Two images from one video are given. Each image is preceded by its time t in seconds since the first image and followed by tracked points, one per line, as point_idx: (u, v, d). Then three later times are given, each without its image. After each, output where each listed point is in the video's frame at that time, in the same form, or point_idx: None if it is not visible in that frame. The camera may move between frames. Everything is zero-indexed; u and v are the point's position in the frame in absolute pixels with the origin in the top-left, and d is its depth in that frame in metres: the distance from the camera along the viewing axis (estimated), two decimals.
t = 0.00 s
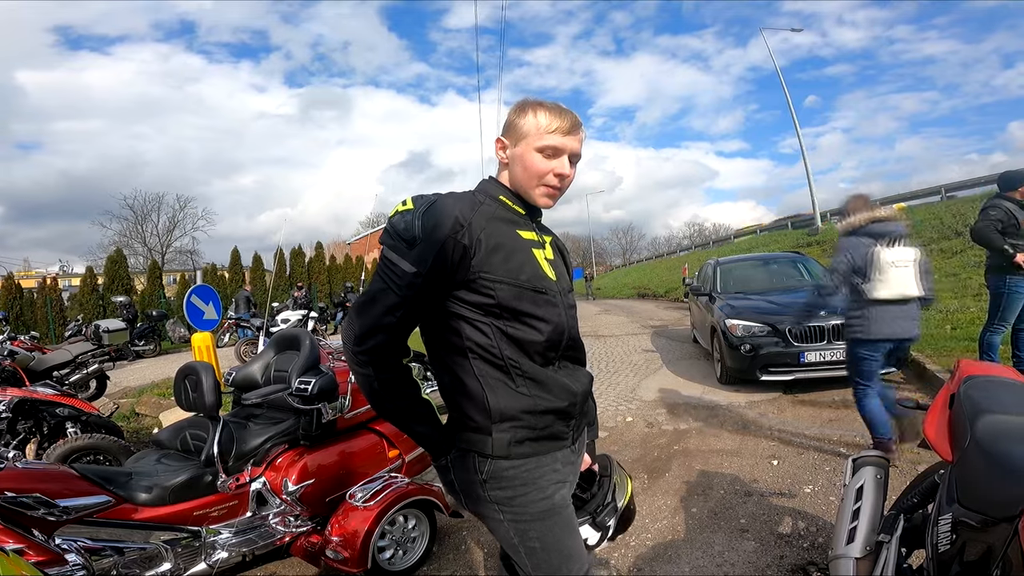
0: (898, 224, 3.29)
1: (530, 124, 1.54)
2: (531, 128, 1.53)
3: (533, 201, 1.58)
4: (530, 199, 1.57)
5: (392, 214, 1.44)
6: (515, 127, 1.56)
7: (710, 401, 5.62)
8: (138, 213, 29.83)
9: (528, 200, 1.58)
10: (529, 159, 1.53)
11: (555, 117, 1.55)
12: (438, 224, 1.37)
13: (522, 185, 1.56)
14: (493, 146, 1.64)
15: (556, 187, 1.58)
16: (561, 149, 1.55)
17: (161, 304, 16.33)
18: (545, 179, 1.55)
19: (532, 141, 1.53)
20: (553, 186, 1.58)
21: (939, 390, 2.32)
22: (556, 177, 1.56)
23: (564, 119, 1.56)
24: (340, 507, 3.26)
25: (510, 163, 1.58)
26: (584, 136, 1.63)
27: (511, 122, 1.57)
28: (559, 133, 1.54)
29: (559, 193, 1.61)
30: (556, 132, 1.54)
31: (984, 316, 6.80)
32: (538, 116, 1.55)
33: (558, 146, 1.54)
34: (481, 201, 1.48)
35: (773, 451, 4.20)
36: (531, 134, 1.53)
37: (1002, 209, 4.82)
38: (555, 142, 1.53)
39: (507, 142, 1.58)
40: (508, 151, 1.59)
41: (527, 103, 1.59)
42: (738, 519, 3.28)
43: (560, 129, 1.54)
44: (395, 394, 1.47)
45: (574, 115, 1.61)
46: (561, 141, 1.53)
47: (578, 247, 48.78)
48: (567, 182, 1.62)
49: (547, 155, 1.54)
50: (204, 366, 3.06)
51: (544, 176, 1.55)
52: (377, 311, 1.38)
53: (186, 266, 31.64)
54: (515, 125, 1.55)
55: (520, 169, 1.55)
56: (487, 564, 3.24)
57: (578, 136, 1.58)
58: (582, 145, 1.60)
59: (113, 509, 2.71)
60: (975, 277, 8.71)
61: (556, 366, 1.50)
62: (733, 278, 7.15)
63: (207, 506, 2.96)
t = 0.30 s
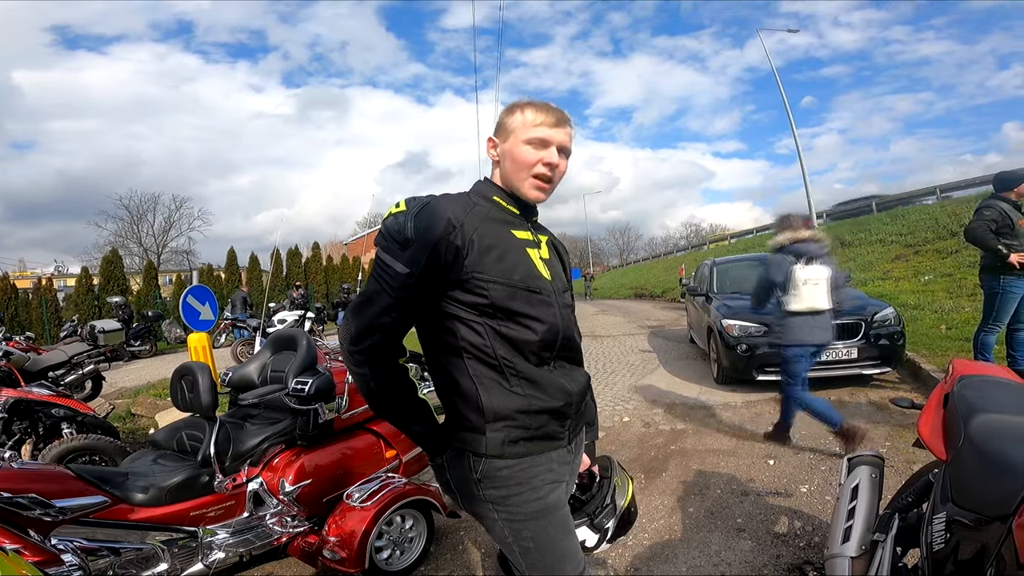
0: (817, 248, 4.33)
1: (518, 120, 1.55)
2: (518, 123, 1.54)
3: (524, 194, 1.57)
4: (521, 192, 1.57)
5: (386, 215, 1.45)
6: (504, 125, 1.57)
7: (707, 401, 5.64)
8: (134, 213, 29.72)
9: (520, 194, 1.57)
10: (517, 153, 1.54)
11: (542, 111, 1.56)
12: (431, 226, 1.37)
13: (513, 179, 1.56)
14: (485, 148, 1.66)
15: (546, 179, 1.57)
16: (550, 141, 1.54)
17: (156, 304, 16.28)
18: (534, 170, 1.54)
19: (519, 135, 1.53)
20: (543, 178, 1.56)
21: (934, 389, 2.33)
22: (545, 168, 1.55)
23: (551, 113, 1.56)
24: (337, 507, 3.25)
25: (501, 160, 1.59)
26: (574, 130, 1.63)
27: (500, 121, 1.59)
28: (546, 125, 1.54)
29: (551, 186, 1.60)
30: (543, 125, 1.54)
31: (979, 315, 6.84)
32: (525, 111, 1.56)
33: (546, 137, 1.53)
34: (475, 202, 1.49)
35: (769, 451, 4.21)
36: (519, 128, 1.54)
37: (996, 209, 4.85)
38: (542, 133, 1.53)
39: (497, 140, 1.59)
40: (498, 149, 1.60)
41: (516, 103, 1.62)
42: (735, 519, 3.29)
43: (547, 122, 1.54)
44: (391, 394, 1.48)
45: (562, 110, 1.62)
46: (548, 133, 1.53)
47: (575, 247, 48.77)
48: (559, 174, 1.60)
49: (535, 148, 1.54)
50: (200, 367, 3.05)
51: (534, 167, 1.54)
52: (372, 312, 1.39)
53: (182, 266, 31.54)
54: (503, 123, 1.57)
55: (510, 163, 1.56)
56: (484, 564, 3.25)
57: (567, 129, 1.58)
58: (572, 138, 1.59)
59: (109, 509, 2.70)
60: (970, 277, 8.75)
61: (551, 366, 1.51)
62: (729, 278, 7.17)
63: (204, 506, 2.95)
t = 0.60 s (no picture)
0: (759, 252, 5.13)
1: (503, 116, 1.56)
2: (503, 120, 1.56)
3: (517, 186, 1.55)
4: (515, 185, 1.55)
5: (384, 216, 1.44)
6: (492, 124, 1.59)
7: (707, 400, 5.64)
8: (134, 214, 29.72)
9: (514, 187, 1.56)
10: (505, 147, 1.54)
11: (526, 105, 1.57)
12: (428, 225, 1.37)
13: (504, 173, 1.55)
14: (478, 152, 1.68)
15: (538, 168, 1.55)
16: (536, 131, 1.54)
17: (157, 305, 16.28)
18: (523, 161, 1.54)
19: (505, 130, 1.55)
20: (534, 167, 1.55)
21: (934, 387, 2.33)
22: (535, 157, 1.54)
23: (535, 106, 1.57)
24: (338, 506, 3.25)
25: (492, 158, 1.60)
26: (561, 120, 1.63)
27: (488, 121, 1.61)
28: (530, 117, 1.55)
29: (543, 175, 1.58)
30: (527, 117, 1.55)
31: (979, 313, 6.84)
32: (509, 108, 1.58)
33: (532, 128, 1.54)
34: (473, 201, 1.48)
35: (770, 450, 4.21)
36: (504, 124, 1.55)
37: (995, 207, 4.85)
38: (527, 124, 1.53)
39: (487, 140, 1.61)
40: (489, 148, 1.61)
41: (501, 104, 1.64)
42: (736, 517, 3.29)
43: (531, 114, 1.55)
44: (394, 393, 1.47)
45: (548, 103, 1.62)
46: (533, 123, 1.54)
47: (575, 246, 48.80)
48: (550, 164, 1.59)
49: (522, 139, 1.54)
50: (201, 367, 3.05)
51: (522, 158, 1.54)
52: (372, 312, 1.39)
53: (182, 266, 31.55)
54: (490, 122, 1.59)
55: (500, 159, 1.56)
56: (486, 563, 3.25)
57: (554, 119, 1.58)
58: (559, 127, 1.59)
59: (110, 509, 2.70)
60: (970, 275, 8.76)
61: (553, 363, 1.50)
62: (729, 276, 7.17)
63: (205, 506, 2.95)
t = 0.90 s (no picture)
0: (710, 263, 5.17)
1: (501, 118, 1.55)
2: (502, 122, 1.54)
3: (519, 189, 1.55)
4: (516, 187, 1.55)
5: (388, 215, 1.44)
6: (491, 126, 1.58)
7: (709, 399, 5.63)
8: (135, 214, 29.75)
9: (515, 189, 1.56)
10: (505, 150, 1.54)
11: (524, 106, 1.56)
12: (433, 223, 1.37)
13: (505, 175, 1.55)
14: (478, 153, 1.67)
15: (539, 171, 1.56)
16: (535, 133, 1.54)
17: (159, 305, 16.30)
18: (524, 164, 1.54)
19: (505, 132, 1.54)
20: (535, 169, 1.55)
21: (937, 385, 2.32)
22: (535, 160, 1.54)
23: (533, 106, 1.57)
24: (340, 506, 3.25)
25: (492, 160, 1.59)
26: (560, 120, 1.62)
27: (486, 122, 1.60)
28: (529, 119, 1.54)
29: (544, 177, 1.58)
30: (526, 119, 1.54)
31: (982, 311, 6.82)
32: (507, 109, 1.56)
33: (531, 130, 1.53)
34: (477, 199, 1.48)
35: (772, 448, 4.20)
36: (503, 126, 1.54)
37: (997, 204, 4.84)
38: (527, 127, 1.53)
39: (487, 141, 1.60)
40: (489, 150, 1.60)
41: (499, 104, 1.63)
42: (738, 516, 3.29)
43: (531, 115, 1.54)
44: (401, 394, 1.47)
45: (546, 103, 1.61)
46: (532, 125, 1.53)
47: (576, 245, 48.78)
48: (550, 166, 1.59)
49: (522, 142, 1.54)
50: (202, 367, 3.05)
51: (523, 160, 1.53)
52: (378, 312, 1.39)
53: (184, 267, 31.57)
54: (489, 124, 1.58)
55: (500, 161, 1.56)
56: (488, 563, 3.25)
57: (553, 119, 1.57)
58: (558, 128, 1.58)
59: (113, 509, 2.71)
60: (972, 273, 8.74)
61: (559, 361, 1.50)
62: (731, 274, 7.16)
63: (207, 506, 2.95)
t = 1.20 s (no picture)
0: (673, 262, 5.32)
1: (503, 120, 1.54)
2: (506, 124, 1.53)
3: (528, 189, 1.55)
4: (526, 187, 1.55)
5: (394, 210, 1.43)
6: (492, 127, 1.56)
7: (711, 397, 5.62)
8: (136, 215, 29.80)
9: (524, 190, 1.56)
10: (512, 152, 1.53)
11: (525, 106, 1.54)
12: (440, 218, 1.36)
13: (513, 176, 1.55)
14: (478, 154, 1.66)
15: (547, 170, 1.56)
16: (540, 134, 1.54)
17: (160, 305, 16.31)
18: (533, 165, 1.53)
19: (510, 134, 1.53)
20: (543, 170, 1.55)
21: (940, 383, 2.32)
22: (543, 160, 1.54)
23: (534, 105, 1.55)
24: (341, 506, 3.25)
25: (497, 162, 1.58)
26: (559, 116, 1.62)
27: (487, 124, 1.58)
28: (533, 119, 1.53)
29: (552, 176, 1.59)
30: (529, 119, 1.53)
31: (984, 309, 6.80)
32: (508, 110, 1.54)
33: (536, 131, 1.53)
34: (483, 195, 1.47)
35: (774, 447, 4.19)
36: (507, 129, 1.53)
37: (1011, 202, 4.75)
38: (532, 128, 1.52)
39: (490, 143, 1.59)
40: (493, 152, 1.59)
41: (497, 103, 1.60)
42: (740, 515, 3.28)
43: (533, 116, 1.53)
44: (405, 391, 1.47)
45: (545, 100, 1.60)
46: (536, 126, 1.53)
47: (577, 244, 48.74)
48: (557, 163, 1.60)
49: (528, 144, 1.54)
50: (203, 367, 3.04)
51: (532, 162, 1.53)
52: (384, 307, 1.37)
53: (185, 267, 31.60)
54: (491, 126, 1.56)
55: (507, 164, 1.55)
56: (490, 562, 3.24)
57: (554, 118, 1.57)
58: (561, 126, 1.58)
59: (114, 509, 2.71)
60: (974, 271, 8.71)
61: (565, 359, 1.49)
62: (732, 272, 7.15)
63: (209, 506, 2.95)
